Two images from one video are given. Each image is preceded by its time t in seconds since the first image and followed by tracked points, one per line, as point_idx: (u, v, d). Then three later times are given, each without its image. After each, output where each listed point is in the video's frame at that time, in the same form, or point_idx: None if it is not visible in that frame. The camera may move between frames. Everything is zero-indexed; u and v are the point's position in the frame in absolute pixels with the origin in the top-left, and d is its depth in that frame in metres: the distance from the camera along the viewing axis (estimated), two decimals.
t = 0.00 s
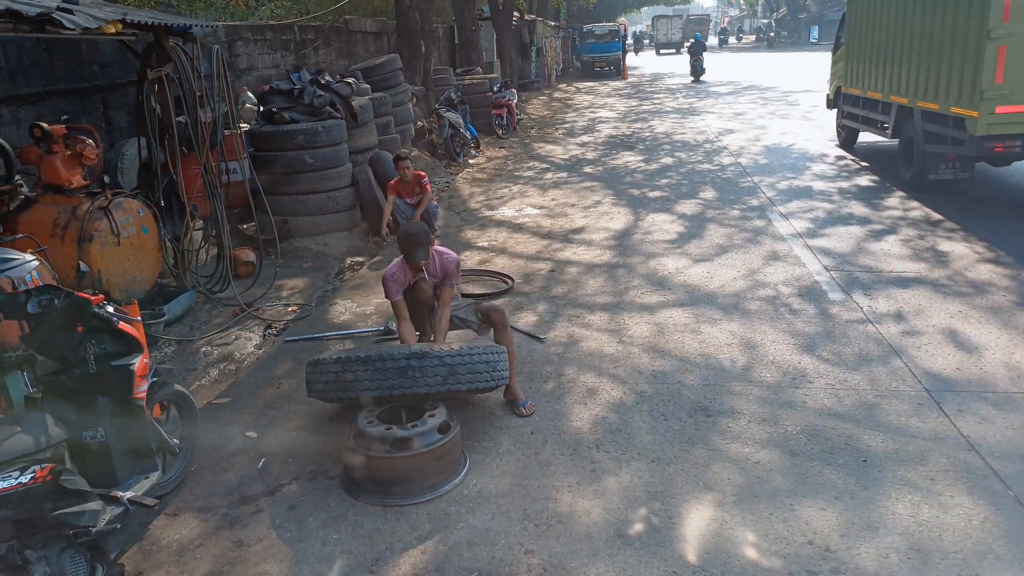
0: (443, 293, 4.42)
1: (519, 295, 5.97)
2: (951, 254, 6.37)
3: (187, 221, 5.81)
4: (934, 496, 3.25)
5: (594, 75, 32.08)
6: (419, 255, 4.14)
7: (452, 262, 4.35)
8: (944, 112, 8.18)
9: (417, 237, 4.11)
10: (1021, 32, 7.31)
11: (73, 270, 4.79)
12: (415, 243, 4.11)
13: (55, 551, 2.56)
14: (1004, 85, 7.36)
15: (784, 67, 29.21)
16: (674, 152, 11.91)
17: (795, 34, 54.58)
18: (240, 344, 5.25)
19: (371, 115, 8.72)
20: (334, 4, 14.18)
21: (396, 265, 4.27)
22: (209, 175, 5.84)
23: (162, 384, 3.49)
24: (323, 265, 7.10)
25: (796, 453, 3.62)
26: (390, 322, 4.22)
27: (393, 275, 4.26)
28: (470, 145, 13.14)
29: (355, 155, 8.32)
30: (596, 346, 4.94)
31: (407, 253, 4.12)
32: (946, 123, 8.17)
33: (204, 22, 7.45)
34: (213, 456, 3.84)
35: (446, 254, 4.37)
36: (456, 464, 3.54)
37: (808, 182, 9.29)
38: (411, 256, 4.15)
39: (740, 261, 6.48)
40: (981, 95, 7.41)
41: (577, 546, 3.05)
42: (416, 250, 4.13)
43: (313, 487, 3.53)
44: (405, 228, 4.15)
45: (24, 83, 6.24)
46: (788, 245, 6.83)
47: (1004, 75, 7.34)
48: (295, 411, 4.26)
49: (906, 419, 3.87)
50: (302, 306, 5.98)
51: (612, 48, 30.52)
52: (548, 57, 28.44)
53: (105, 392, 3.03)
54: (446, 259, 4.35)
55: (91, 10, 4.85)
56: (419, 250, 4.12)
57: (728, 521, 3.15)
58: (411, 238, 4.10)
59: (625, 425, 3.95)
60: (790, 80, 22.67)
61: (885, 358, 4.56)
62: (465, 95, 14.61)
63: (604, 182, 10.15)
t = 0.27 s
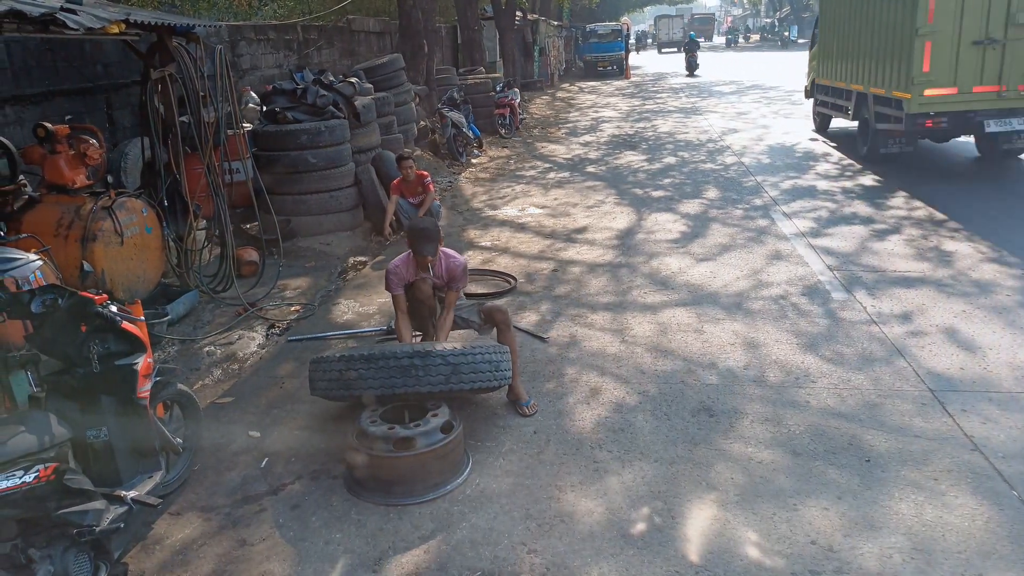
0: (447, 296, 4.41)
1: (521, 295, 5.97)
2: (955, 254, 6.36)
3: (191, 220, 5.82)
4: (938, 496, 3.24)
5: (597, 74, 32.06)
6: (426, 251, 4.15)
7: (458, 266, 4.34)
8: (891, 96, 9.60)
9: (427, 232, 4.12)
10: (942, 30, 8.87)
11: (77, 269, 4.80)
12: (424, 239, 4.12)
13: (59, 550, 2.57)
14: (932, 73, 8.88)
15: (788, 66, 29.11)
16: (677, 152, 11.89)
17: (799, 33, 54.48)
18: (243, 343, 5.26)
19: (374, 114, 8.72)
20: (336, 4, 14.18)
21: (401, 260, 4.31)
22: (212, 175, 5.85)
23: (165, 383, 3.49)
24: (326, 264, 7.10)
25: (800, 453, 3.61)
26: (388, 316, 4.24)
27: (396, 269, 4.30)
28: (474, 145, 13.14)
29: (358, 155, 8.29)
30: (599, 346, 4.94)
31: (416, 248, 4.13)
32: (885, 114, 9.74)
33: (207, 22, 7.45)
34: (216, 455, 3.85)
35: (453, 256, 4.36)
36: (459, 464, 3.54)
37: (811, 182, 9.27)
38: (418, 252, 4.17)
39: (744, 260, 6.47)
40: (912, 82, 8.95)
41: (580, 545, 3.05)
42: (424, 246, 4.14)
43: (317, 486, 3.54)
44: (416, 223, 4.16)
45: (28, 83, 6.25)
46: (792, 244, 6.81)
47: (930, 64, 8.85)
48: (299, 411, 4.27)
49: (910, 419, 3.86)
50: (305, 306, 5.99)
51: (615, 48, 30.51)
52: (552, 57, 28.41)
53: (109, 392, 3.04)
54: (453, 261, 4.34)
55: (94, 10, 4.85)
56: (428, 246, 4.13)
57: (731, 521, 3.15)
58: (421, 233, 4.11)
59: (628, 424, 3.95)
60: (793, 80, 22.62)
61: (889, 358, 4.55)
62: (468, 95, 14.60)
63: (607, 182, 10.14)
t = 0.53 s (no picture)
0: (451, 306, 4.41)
1: (524, 295, 5.97)
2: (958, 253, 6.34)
3: (194, 220, 5.83)
4: (941, 496, 3.24)
5: (599, 74, 32.04)
6: (439, 262, 4.14)
7: (467, 282, 4.33)
8: (853, 85, 11.02)
9: (444, 246, 4.10)
10: (892, 29, 10.15)
11: (81, 269, 4.81)
12: (439, 250, 4.12)
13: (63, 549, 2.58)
14: (884, 66, 10.24)
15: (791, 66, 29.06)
16: (680, 151, 11.88)
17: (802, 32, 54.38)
18: (246, 343, 5.27)
19: (377, 115, 8.73)
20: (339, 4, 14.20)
21: (413, 262, 4.32)
22: (215, 175, 5.86)
23: (168, 382, 3.50)
24: (329, 264, 7.11)
25: (803, 452, 3.61)
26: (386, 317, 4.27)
27: (406, 269, 4.33)
28: (476, 145, 13.13)
29: (360, 155, 8.26)
30: (601, 346, 4.93)
31: (430, 258, 4.13)
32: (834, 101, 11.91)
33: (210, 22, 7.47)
34: (220, 455, 3.85)
35: (465, 270, 4.35)
36: (461, 464, 3.54)
37: (815, 181, 9.25)
38: (431, 260, 4.17)
39: (747, 260, 6.47)
40: (867, 73, 10.31)
41: (583, 544, 3.05)
42: (438, 256, 4.13)
43: (320, 486, 3.54)
44: (436, 233, 4.15)
45: (32, 83, 6.27)
46: (794, 244, 6.80)
47: (882, 58, 10.21)
48: (302, 410, 4.27)
49: (913, 418, 3.86)
50: (308, 306, 5.99)
51: (618, 47, 30.51)
52: (554, 57, 28.40)
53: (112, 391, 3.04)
54: (463, 276, 4.33)
55: (98, 10, 4.86)
56: (442, 259, 4.12)
57: (734, 520, 3.15)
58: (438, 245, 4.10)
59: (630, 424, 3.94)
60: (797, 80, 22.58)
61: (892, 358, 4.54)
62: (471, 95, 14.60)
63: (610, 182, 10.13)
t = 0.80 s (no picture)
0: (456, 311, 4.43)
1: (527, 294, 5.96)
2: (962, 253, 6.33)
3: (196, 220, 5.83)
4: (944, 496, 3.23)
5: (602, 73, 32.03)
6: (449, 268, 4.16)
7: (474, 290, 4.35)
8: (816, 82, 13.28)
9: (456, 252, 4.11)
10: (857, 28, 12.06)
11: (83, 269, 4.81)
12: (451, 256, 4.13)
13: (66, 548, 2.58)
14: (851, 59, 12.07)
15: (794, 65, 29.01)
16: (682, 151, 11.87)
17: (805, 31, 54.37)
18: (249, 342, 5.28)
19: (380, 114, 8.72)
20: (342, 3, 14.20)
21: (424, 263, 4.36)
22: (217, 175, 5.86)
23: (171, 382, 3.50)
24: (332, 263, 7.11)
25: (806, 452, 3.60)
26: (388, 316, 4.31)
27: (416, 270, 4.36)
28: (479, 144, 13.13)
29: (363, 155, 8.27)
30: (604, 345, 4.93)
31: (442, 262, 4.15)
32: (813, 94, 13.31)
33: (213, 21, 7.47)
34: (222, 454, 3.86)
35: (474, 278, 4.37)
36: (463, 463, 3.54)
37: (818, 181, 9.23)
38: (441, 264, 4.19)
39: (749, 259, 6.46)
40: (836, 65, 12.14)
41: (585, 544, 3.05)
42: (450, 261, 4.15)
43: (322, 485, 3.54)
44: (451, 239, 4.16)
45: (35, 83, 6.28)
46: (797, 243, 6.79)
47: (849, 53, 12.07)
48: (304, 409, 4.28)
49: (917, 418, 3.85)
50: (311, 305, 6.00)
51: (620, 47, 30.50)
52: (557, 56, 28.39)
53: (115, 390, 3.05)
54: (472, 283, 4.34)
55: (101, 10, 4.86)
56: (453, 266, 4.13)
57: (736, 520, 3.14)
58: (451, 250, 4.12)
59: (633, 424, 3.94)
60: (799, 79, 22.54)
61: (895, 358, 4.53)
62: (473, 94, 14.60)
63: (613, 181, 10.13)
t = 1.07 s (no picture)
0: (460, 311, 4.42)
1: (529, 294, 5.96)
2: (965, 252, 6.32)
3: (199, 220, 5.84)
4: (946, 496, 3.22)
5: (605, 72, 32.03)
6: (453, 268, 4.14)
7: (479, 291, 4.33)
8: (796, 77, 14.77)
9: (461, 253, 4.09)
10: (832, 28, 13.20)
11: (86, 269, 4.82)
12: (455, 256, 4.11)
13: (70, 548, 2.59)
14: (827, 54, 13.21)
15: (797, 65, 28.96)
16: (685, 150, 11.86)
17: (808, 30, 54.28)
18: (252, 342, 5.28)
19: (382, 114, 8.73)
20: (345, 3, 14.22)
21: (429, 262, 4.35)
22: (220, 174, 5.87)
23: (174, 381, 3.50)
24: (334, 263, 7.12)
25: (809, 452, 3.60)
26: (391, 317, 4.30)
27: (421, 269, 4.35)
28: (481, 144, 13.13)
29: (365, 155, 8.31)
30: (606, 345, 4.93)
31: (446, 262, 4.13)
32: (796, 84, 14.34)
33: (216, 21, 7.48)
34: (225, 453, 3.86)
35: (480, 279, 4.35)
36: (466, 463, 3.54)
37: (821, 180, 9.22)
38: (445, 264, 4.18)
39: (752, 259, 6.45)
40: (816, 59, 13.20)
41: (588, 543, 3.05)
42: (454, 262, 4.13)
43: (325, 484, 3.55)
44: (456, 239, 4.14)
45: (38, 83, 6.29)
46: (800, 243, 6.79)
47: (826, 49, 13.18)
48: (307, 408, 4.28)
49: (919, 418, 3.84)
50: (313, 305, 6.00)
51: (623, 46, 30.50)
52: (559, 55, 28.41)
53: (118, 390, 3.05)
54: (476, 284, 4.33)
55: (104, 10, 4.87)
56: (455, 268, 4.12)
57: (739, 520, 3.14)
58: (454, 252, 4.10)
59: (635, 423, 3.94)
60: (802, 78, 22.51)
61: (897, 358, 4.52)
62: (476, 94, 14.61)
63: (615, 180, 10.12)
